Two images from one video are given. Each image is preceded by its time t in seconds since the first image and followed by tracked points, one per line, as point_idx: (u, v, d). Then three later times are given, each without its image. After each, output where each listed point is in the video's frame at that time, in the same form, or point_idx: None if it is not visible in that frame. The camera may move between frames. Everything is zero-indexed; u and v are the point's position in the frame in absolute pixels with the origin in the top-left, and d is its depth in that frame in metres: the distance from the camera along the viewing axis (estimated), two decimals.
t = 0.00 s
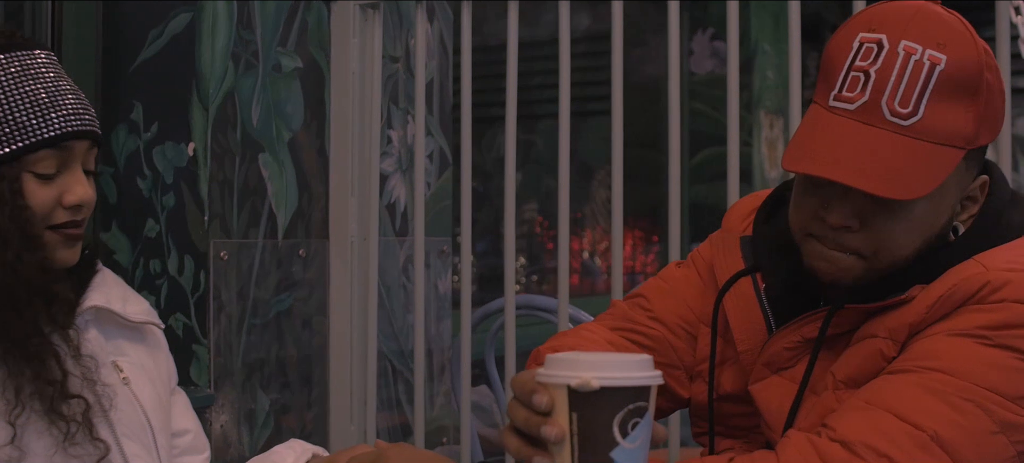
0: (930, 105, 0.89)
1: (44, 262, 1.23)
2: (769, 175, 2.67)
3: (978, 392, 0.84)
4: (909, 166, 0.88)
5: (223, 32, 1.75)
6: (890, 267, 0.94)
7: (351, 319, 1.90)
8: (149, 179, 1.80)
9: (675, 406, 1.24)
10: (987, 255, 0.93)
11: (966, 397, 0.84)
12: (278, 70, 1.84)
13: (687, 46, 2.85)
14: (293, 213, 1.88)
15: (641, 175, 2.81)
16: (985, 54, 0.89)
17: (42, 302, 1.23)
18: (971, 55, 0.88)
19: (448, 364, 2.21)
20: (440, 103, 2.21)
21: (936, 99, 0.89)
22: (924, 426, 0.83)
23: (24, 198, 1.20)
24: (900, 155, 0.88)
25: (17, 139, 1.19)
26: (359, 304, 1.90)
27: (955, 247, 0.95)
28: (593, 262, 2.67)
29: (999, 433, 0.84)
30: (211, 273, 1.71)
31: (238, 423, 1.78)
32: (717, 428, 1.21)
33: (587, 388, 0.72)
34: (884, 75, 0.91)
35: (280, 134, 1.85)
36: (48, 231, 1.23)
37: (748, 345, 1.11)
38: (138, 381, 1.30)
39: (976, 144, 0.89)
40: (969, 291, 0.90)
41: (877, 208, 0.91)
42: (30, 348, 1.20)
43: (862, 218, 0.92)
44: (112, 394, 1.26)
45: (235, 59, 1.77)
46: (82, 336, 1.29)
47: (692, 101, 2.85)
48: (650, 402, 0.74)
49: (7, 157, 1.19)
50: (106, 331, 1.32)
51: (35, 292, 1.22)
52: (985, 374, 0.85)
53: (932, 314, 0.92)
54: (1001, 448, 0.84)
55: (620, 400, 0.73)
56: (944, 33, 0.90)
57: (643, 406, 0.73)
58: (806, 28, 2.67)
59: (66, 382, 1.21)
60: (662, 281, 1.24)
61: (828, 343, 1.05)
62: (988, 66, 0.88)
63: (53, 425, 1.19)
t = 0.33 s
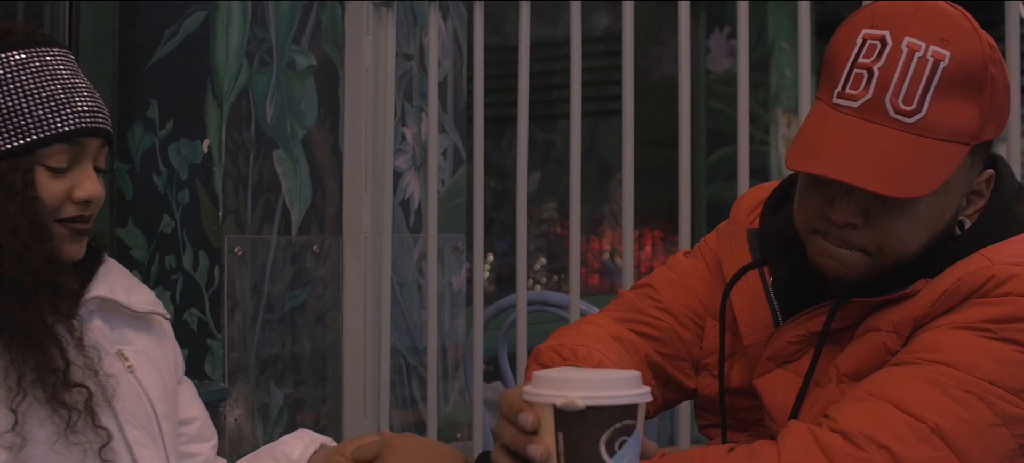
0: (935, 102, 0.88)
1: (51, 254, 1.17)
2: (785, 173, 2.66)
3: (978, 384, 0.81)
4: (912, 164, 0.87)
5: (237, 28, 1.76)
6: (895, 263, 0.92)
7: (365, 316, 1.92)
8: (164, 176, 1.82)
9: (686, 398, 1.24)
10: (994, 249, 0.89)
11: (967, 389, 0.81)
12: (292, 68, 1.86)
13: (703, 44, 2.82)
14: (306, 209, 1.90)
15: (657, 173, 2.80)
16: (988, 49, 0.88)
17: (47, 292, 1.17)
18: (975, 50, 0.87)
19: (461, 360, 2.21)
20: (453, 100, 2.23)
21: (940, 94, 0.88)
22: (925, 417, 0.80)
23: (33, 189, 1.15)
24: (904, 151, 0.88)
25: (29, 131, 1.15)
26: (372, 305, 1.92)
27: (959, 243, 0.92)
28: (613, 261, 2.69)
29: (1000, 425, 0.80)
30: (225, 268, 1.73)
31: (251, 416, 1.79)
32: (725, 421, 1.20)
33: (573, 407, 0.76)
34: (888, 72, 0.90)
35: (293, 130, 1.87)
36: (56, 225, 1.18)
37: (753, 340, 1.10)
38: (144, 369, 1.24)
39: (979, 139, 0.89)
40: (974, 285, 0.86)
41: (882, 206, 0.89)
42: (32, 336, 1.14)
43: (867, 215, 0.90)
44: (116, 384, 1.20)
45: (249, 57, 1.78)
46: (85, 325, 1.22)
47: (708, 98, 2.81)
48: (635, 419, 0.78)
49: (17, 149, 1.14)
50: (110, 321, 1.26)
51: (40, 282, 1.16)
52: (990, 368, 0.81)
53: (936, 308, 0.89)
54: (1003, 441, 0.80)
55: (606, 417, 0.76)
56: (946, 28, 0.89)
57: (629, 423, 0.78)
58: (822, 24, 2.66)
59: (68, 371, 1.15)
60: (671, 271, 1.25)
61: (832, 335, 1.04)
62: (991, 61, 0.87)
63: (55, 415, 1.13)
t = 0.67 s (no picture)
0: (926, 94, 0.89)
1: (57, 245, 1.17)
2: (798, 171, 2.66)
3: (974, 372, 0.81)
4: (906, 155, 0.88)
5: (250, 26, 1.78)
6: (890, 254, 0.93)
7: (377, 313, 1.95)
8: (179, 172, 1.84)
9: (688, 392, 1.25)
10: (991, 240, 0.90)
11: (963, 377, 0.81)
12: (304, 65, 1.88)
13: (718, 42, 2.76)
14: (319, 205, 1.92)
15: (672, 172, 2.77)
16: (980, 41, 0.88)
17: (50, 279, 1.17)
18: (967, 42, 0.88)
19: (473, 356, 2.23)
20: (466, 97, 2.25)
21: (931, 86, 0.88)
22: (921, 406, 0.80)
23: (43, 179, 1.14)
24: (897, 142, 0.88)
25: (43, 123, 1.14)
26: (385, 302, 1.96)
27: (951, 236, 0.93)
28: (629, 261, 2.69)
29: (997, 414, 0.80)
30: (238, 263, 1.75)
31: (263, 409, 1.82)
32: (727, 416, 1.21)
33: (566, 408, 0.77)
34: (880, 65, 0.90)
35: (306, 127, 1.89)
36: (61, 218, 1.17)
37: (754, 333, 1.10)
38: (150, 359, 1.24)
39: (972, 131, 0.89)
40: (970, 275, 0.87)
41: (875, 198, 0.90)
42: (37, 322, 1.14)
43: (862, 208, 0.91)
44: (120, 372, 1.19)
45: (263, 55, 1.80)
46: (90, 314, 1.22)
47: (724, 97, 2.75)
48: (630, 420, 0.79)
49: (30, 140, 1.14)
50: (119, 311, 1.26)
51: (45, 270, 1.16)
52: (987, 356, 0.81)
53: (932, 299, 0.89)
54: (1000, 430, 0.80)
55: (602, 418, 0.77)
56: (938, 22, 0.90)
57: (624, 424, 0.78)
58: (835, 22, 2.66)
59: (72, 357, 1.15)
60: (671, 266, 1.26)
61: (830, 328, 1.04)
62: (983, 52, 0.88)
63: (57, 400, 1.12)
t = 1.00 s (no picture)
0: (911, 85, 0.90)
1: (71, 235, 1.19)
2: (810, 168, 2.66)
3: (966, 357, 0.81)
4: (892, 146, 0.89)
5: (262, 24, 1.80)
6: (878, 244, 0.94)
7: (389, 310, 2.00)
8: (193, 167, 1.86)
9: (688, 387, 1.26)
10: (982, 228, 0.91)
11: (956, 362, 0.81)
12: (317, 62, 1.90)
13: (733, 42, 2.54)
14: (332, 201, 1.94)
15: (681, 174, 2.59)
16: (963, 31, 0.89)
17: (63, 269, 1.18)
18: (950, 33, 0.89)
19: (484, 351, 2.24)
20: (479, 93, 2.26)
21: (915, 77, 0.90)
22: (914, 390, 0.81)
23: (62, 172, 1.16)
24: (883, 133, 0.90)
25: (65, 118, 1.16)
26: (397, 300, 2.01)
27: (943, 224, 0.94)
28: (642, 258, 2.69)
29: (990, 398, 0.80)
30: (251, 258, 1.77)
31: (277, 401, 1.84)
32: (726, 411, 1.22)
33: (569, 397, 0.77)
34: (864, 58, 0.91)
35: (319, 123, 1.91)
36: (76, 212, 1.19)
37: (752, 325, 1.11)
38: (159, 346, 1.26)
39: (958, 120, 0.91)
40: (962, 262, 0.88)
41: (863, 188, 0.92)
42: (48, 309, 1.15)
43: (850, 199, 0.92)
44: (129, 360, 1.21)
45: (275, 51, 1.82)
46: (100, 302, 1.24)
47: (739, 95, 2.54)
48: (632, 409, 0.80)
49: (52, 133, 1.16)
50: (128, 300, 1.28)
51: (58, 258, 1.17)
52: (981, 342, 0.82)
53: (924, 287, 0.90)
54: (993, 413, 0.80)
55: (605, 407, 0.78)
56: (921, 13, 0.91)
57: (626, 413, 0.79)
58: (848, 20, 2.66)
59: (82, 344, 1.16)
60: (671, 263, 1.27)
61: (825, 319, 1.05)
62: (966, 43, 0.89)
63: (67, 387, 1.14)
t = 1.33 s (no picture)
0: (893, 72, 0.92)
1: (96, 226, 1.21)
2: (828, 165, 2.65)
3: (963, 339, 0.83)
4: (870, 132, 0.91)
5: (277, 20, 1.87)
6: (862, 230, 0.96)
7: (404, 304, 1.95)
8: (208, 162, 1.92)
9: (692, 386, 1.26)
10: (971, 214, 0.93)
11: (953, 345, 0.83)
12: (333, 58, 1.92)
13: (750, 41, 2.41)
14: (348, 195, 1.95)
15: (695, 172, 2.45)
16: (946, 21, 0.91)
17: (87, 260, 1.20)
18: (932, 22, 0.91)
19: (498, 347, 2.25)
20: (494, 89, 2.28)
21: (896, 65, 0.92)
22: (913, 373, 0.82)
23: (87, 164, 1.19)
24: (862, 120, 0.92)
25: (88, 112, 1.19)
26: (412, 302, 1.95)
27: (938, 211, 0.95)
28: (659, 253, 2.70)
29: (987, 379, 0.81)
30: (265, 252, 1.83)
31: (292, 394, 1.88)
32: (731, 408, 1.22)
33: (579, 388, 0.76)
34: (846, 46, 0.94)
35: (334, 119, 1.92)
36: (99, 204, 1.22)
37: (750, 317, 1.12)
38: (176, 335, 1.28)
39: (941, 109, 0.92)
40: (955, 246, 0.90)
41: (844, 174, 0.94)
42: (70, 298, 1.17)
43: (833, 184, 0.95)
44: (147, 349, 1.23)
45: (291, 47, 1.87)
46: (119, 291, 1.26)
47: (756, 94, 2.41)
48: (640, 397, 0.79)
49: (76, 126, 1.19)
50: (145, 290, 1.30)
51: (82, 248, 1.19)
52: (976, 324, 0.83)
53: (917, 273, 0.91)
54: (991, 394, 0.81)
55: (613, 398, 0.77)
56: (906, 3, 0.92)
57: (635, 401, 0.78)
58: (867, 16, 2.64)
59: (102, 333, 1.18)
60: (671, 263, 1.29)
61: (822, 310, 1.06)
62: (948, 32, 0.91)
63: (87, 374, 1.16)
